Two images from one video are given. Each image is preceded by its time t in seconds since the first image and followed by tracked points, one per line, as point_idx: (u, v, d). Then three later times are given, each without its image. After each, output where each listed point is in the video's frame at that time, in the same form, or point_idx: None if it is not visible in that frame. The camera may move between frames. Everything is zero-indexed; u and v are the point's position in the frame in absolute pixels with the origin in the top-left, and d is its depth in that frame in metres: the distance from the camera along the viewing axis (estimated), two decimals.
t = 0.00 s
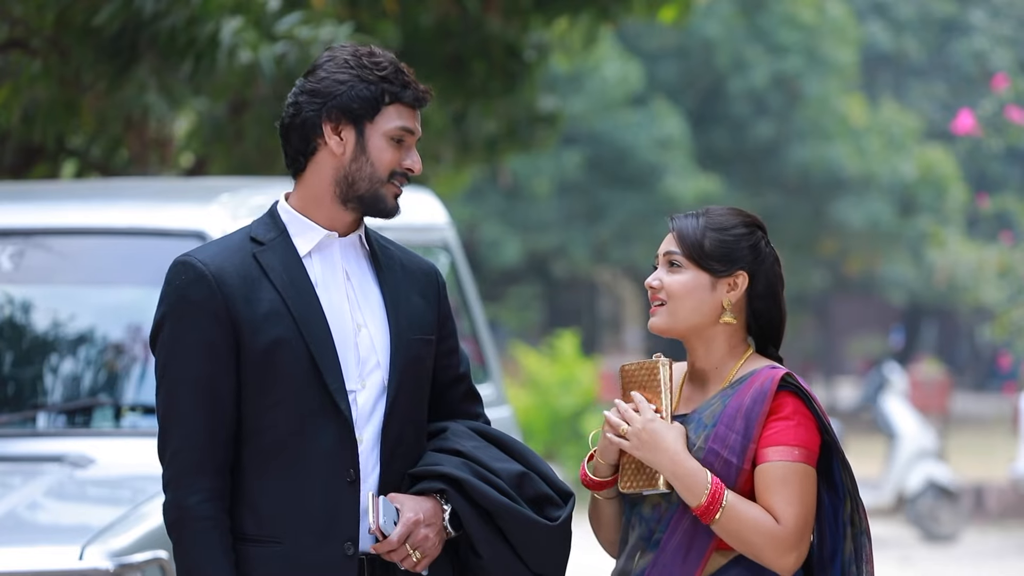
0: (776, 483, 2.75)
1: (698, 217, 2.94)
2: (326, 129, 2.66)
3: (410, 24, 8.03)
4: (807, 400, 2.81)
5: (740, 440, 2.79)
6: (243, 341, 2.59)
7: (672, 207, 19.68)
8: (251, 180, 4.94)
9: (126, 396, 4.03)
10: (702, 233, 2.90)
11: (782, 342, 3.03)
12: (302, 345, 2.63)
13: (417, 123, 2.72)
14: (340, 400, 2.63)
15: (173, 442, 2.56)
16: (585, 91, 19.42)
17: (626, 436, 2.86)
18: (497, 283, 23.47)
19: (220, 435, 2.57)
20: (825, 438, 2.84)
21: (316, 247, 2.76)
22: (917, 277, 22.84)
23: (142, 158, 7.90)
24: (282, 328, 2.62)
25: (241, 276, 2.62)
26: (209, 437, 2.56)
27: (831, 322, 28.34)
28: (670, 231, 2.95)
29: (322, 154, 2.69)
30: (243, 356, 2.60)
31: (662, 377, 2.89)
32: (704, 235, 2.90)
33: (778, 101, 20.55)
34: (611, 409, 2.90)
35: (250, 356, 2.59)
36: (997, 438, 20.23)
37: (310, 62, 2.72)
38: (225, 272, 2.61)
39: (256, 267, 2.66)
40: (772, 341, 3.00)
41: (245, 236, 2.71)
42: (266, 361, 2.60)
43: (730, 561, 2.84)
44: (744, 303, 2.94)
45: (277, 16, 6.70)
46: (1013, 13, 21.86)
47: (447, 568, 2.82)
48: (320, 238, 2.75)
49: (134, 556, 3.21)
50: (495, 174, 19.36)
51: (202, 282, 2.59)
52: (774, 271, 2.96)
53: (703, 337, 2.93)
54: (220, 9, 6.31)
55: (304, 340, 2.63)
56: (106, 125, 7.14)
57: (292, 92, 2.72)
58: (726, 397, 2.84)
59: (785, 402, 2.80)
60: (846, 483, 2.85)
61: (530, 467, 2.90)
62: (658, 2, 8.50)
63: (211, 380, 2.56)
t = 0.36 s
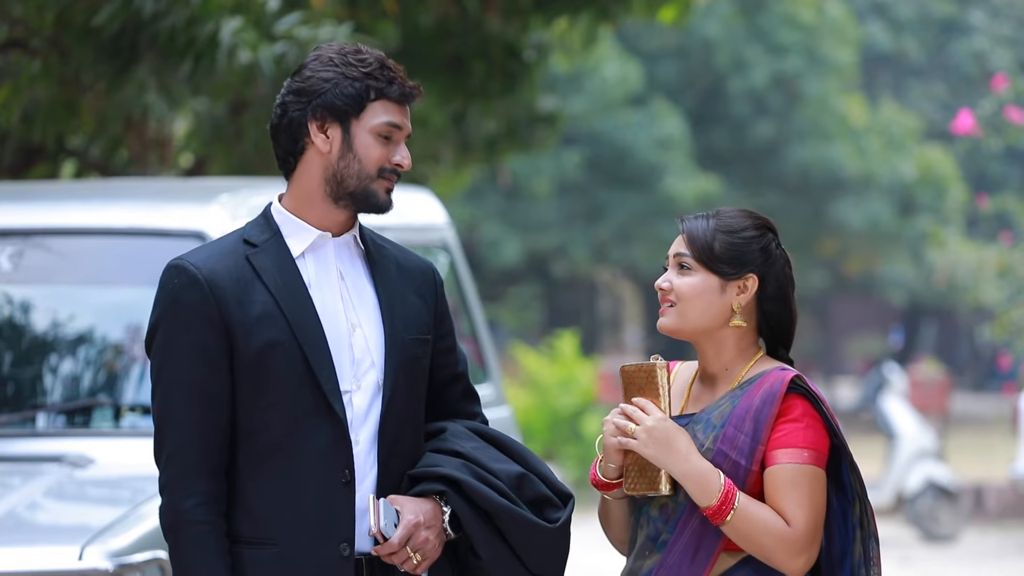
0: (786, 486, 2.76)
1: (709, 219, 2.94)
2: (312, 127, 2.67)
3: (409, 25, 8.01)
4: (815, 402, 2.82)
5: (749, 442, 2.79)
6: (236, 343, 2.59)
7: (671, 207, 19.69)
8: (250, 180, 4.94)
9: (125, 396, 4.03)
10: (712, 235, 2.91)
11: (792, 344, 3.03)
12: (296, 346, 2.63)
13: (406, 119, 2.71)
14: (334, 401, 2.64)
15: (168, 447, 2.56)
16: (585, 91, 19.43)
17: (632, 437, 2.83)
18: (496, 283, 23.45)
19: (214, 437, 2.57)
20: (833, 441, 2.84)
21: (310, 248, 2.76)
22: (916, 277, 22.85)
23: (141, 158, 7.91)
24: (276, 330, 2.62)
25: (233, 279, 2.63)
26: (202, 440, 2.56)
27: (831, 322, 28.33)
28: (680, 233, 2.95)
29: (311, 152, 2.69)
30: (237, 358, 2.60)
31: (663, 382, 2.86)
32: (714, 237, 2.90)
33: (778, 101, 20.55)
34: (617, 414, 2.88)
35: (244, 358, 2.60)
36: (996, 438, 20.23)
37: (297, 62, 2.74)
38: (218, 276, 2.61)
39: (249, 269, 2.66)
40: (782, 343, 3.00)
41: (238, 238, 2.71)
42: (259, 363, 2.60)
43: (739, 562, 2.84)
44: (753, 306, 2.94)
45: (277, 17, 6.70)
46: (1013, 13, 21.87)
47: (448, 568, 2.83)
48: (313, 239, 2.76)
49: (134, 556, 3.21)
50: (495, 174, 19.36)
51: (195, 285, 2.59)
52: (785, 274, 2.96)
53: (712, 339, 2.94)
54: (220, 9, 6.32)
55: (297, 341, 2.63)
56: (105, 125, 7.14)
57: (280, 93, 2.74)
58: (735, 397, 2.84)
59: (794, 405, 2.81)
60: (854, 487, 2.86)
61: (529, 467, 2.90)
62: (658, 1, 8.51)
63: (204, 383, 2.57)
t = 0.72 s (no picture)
0: (786, 487, 2.76)
1: (709, 218, 2.94)
2: (287, 140, 2.64)
3: (408, 25, 7.99)
4: (818, 405, 2.82)
5: (750, 443, 2.79)
6: (229, 349, 2.58)
7: (670, 207, 19.69)
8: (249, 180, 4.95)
9: (124, 396, 4.03)
10: (713, 235, 2.91)
11: (792, 345, 3.04)
12: (288, 346, 2.62)
13: (372, 111, 2.70)
14: (329, 399, 2.63)
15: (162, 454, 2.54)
16: (584, 92, 19.45)
17: (634, 434, 2.82)
18: (495, 283, 23.44)
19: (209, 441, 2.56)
20: (834, 443, 2.85)
21: (292, 248, 2.74)
22: (916, 276, 22.84)
23: (140, 158, 7.92)
24: (269, 332, 2.61)
25: (224, 283, 2.60)
26: (197, 446, 2.54)
27: (830, 322, 28.33)
28: (680, 233, 2.95)
29: (287, 162, 2.66)
30: (229, 360, 2.58)
31: (663, 381, 2.85)
32: (715, 237, 2.90)
33: (777, 102, 20.56)
34: (616, 414, 2.87)
35: (237, 361, 2.58)
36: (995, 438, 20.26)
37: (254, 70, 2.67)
38: (208, 280, 2.59)
39: (237, 272, 2.64)
40: (782, 343, 3.00)
41: (220, 241, 2.68)
42: (253, 366, 2.59)
43: (737, 559, 2.85)
44: (753, 307, 2.95)
45: (276, 17, 6.72)
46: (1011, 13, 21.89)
47: (442, 566, 2.84)
48: (296, 241, 2.74)
49: (133, 556, 3.21)
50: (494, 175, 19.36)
51: (187, 289, 2.56)
52: (784, 274, 2.97)
53: (712, 341, 2.94)
54: (219, 9, 6.33)
55: (290, 342, 2.62)
56: (104, 125, 7.13)
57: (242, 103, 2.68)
58: (736, 398, 2.84)
59: (797, 407, 2.81)
60: (854, 489, 2.86)
61: (515, 456, 2.91)
62: (657, 1, 8.52)
63: (198, 388, 2.54)
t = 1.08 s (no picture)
0: (780, 488, 2.76)
1: (702, 217, 2.94)
2: (290, 169, 2.63)
3: (407, 25, 7.99)
4: (811, 406, 2.82)
5: (744, 444, 2.79)
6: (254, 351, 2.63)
7: (669, 207, 19.69)
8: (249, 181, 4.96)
9: (123, 396, 4.02)
10: (705, 234, 2.90)
11: (785, 343, 3.04)
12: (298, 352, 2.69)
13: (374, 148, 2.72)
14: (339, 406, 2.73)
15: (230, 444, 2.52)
16: (583, 92, 19.45)
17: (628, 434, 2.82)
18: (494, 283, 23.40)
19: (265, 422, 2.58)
20: (827, 444, 2.85)
21: (280, 257, 2.79)
22: (915, 276, 22.85)
23: (140, 158, 7.92)
24: (285, 338, 2.68)
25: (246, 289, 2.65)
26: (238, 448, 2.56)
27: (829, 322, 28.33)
28: (673, 232, 2.95)
29: (282, 185, 2.66)
30: (255, 359, 2.63)
31: (658, 383, 2.87)
32: (707, 237, 2.90)
33: (776, 101, 20.56)
34: (610, 413, 2.86)
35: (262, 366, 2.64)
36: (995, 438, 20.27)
37: (273, 84, 2.63)
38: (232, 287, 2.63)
39: (247, 280, 2.67)
40: (775, 342, 3.01)
41: (213, 249, 2.68)
42: (274, 370, 2.65)
43: (728, 560, 2.85)
44: (747, 306, 2.95)
45: (275, 17, 6.73)
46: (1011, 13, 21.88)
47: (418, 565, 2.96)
48: (281, 253, 2.78)
49: (133, 556, 3.21)
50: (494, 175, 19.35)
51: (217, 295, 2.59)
52: (777, 272, 2.97)
53: (706, 340, 2.94)
54: (218, 9, 6.33)
55: (299, 338, 2.69)
56: (103, 124, 7.13)
57: (248, 113, 2.64)
58: (730, 399, 2.83)
59: (791, 408, 2.81)
60: (846, 490, 2.86)
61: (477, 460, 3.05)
62: (656, 1, 8.54)
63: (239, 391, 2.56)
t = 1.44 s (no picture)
0: (768, 489, 2.76)
1: (688, 217, 2.94)
2: (334, 167, 2.64)
3: (406, 24, 7.97)
4: (799, 406, 2.82)
5: (731, 444, 2.79)
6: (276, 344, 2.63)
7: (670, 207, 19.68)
8: (250, 181, 4.95)
9: (123, 397, 4.01)
10: (692, 235, 2.90)
11: (774, 340, 3.04)
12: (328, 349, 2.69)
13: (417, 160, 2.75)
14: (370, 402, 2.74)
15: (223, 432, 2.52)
16: (584, 92, 19.44)
17: (617, 434, 2.83)
18: (494, 283, 23.39)
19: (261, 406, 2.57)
20: (815, 444, 2.84)
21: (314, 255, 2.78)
22: (915, 276, 22.84)
23: (140, 159, 7.93)
24: (311, 333, 2.67)
25: (272, 280, 2.65)
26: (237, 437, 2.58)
27: (829, 322, 28.33)
28: (660, 233, 2.94)
29: (324, 184, 2.67)
30: (275, 351, 2.63)
31: (654, 386, 2.89)
32: (694, 237, 2.89)
33: (776, 101, 20.56)
34: (600, 412, 2.88)
35: (283, 358, 2.63)
36: (995, 438, 20.29)
37: (324, 84, 2.66)
38: (258, 276, 2.63)
39: (275, 272, 2.67)
40: (765, 339, 3.01)
41: (250, 239, 2.69)
42: (297, 364, 2.65)
43: (715, 559, 2.85)
44: (736, 304, 2.95)
45: (275, 17, 6.75)
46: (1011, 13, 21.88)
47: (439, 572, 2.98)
48: (316, 251, 2.76)
49: (132, 556, 3.21)
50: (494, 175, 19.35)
51: (240, 284, 2.60)
52: (766, 270, 2.96)
53: (695, 340, 2.95)
54: (218, 9, 6.34)
55: (327, 336, 2.69)
56: (103, 125, 7.13)
57: (299, 111, 2.66)
58: (718, 399, 2.84)
59: (779, 408, 2.81)
60: (835, 490, 2.86)
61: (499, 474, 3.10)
62: (656, 1, 8.55)
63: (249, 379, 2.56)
